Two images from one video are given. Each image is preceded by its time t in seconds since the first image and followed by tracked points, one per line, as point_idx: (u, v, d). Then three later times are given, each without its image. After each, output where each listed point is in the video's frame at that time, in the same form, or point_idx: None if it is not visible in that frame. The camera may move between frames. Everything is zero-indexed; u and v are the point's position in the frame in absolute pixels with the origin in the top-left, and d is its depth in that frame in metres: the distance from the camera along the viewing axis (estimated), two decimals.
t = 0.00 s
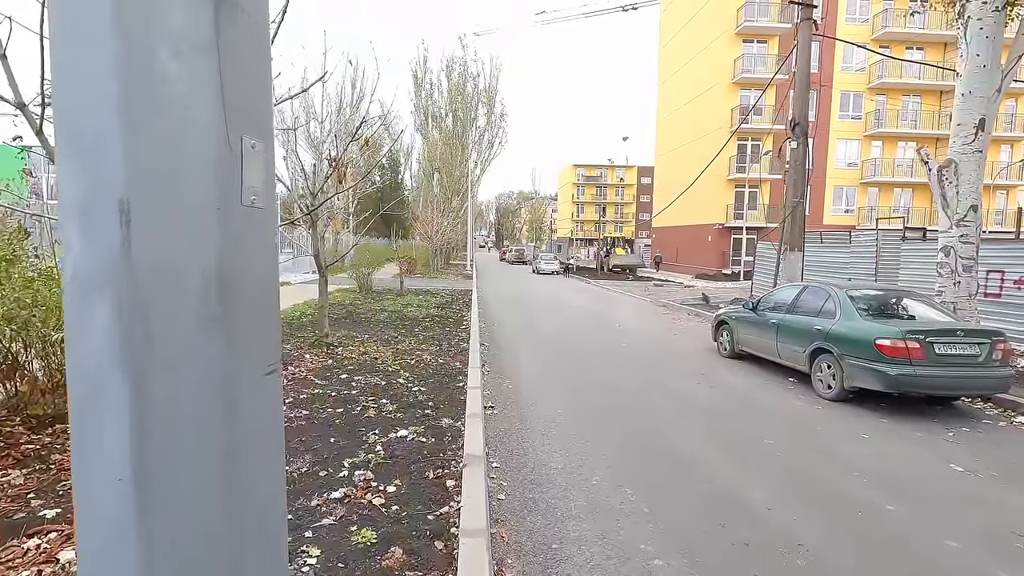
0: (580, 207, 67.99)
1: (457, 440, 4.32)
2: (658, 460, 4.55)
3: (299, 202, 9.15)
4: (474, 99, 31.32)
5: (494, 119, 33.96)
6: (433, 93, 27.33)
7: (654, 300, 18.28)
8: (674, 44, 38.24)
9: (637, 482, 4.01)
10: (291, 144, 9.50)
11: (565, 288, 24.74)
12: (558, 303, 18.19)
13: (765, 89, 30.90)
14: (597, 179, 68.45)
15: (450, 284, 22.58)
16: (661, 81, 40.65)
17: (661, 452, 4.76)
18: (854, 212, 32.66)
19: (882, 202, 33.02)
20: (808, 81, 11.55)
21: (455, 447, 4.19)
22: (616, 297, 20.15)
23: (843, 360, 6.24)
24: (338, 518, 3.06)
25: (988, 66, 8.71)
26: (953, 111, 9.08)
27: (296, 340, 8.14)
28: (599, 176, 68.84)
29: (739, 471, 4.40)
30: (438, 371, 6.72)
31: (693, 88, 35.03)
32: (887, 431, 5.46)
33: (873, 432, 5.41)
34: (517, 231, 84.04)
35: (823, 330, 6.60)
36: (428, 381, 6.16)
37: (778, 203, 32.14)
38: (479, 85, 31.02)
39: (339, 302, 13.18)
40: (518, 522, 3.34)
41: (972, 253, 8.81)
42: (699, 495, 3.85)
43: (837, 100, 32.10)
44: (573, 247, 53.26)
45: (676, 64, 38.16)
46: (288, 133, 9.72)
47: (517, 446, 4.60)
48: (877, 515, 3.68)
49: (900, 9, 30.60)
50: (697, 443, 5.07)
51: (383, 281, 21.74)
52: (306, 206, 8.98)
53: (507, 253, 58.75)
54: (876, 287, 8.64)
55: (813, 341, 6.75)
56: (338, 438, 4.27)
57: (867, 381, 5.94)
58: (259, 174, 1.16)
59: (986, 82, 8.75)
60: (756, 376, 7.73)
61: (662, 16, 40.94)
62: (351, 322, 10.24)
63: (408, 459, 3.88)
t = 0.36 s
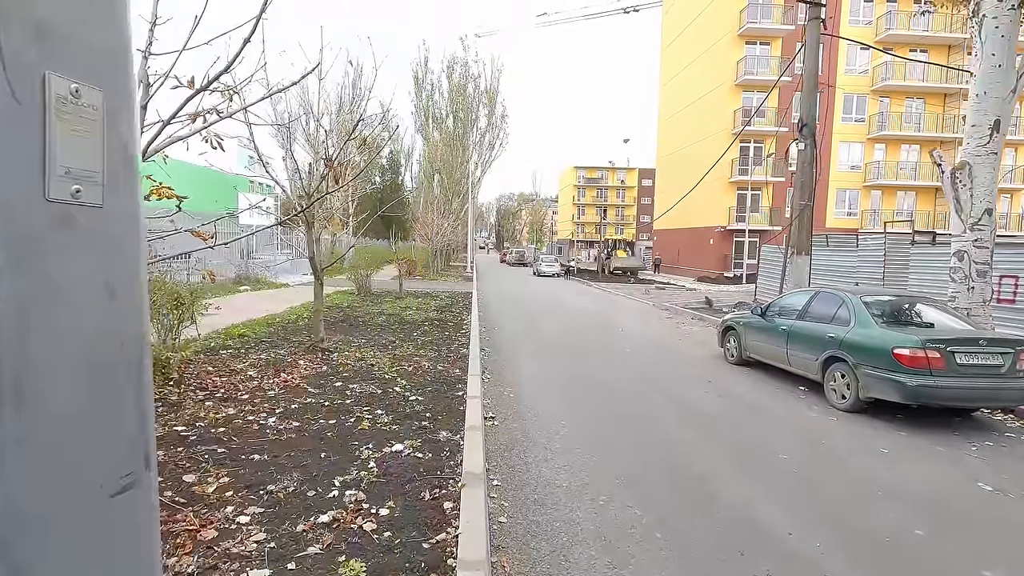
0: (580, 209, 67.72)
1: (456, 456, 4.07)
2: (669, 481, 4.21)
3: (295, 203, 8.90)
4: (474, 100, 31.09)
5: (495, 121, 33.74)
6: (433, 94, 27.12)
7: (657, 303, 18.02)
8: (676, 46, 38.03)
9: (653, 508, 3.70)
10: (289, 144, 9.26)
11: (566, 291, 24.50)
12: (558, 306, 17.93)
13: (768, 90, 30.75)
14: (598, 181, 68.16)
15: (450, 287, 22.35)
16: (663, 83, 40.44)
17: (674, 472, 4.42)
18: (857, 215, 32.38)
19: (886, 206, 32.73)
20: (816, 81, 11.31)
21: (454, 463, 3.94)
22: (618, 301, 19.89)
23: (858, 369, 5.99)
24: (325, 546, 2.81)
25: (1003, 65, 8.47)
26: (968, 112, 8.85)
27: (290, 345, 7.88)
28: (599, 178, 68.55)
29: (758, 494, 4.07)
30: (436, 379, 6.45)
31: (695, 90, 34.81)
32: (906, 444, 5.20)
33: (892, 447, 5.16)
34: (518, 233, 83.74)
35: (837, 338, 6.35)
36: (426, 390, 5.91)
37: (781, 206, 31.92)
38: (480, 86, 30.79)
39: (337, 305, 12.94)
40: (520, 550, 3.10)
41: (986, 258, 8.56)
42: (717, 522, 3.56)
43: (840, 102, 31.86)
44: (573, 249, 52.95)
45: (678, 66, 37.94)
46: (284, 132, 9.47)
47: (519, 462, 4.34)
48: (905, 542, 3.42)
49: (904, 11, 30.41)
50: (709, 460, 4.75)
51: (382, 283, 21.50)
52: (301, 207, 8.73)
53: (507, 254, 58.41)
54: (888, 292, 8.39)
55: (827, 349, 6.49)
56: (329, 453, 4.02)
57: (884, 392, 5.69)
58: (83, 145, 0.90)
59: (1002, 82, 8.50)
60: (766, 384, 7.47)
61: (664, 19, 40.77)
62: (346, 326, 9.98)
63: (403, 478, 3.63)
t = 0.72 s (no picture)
0: (584, 215, 67.58)
1: (453, 471, 3.84)
2: (681, 503, 3.95)
3: (296, 203, 8.74)
4: (481, 104, 30.99)
5: (501, 125, 33.62)
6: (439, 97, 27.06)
7: (662, 311, 17.78)
8: (683, 53, 37.90)
9: (664, 534, 3.45)
10: (291, 143, 9.05)
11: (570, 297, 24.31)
12: (562, 312, 17.69)
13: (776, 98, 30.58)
14: (603, 187, 68.04)
15: (453, 291, 22.16)
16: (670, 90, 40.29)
17: (685, 492, 4.16)
18: (864, 224, 31.98)
19: (893, 215, 32.38)
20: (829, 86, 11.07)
21: (450, 481, 3.69)
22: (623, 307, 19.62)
23: (875, 384, 5.74)
24: None
25: None
26: (987, 118, 8.57)
27: (287, 348, 7.68)
28: (604, 184, 68.48)
29: (776, 518, 3.81)
30: (435, 387, 6.23)
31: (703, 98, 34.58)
32: (928, 465, 4.93)
33: (915, 467, 4.88)
34: (522, 238, 83.72)
35: (853, 350, 6.09)
36: (423, 398, 5.68)
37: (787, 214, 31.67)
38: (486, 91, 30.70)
39: (338, 308, 12.77)
40: None
41: (1005, 269, 8.29)
42: (733, 550, 3.31)
43: (849, 111, 31.63)
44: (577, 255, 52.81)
45: (685, 73, 37.79)
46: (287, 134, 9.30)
47: (519, 479, 4.11)
48: None
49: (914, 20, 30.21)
50: (722, 479, 4.48)
51: (384, 286, 21.34)
52: (302, 208, 8.56)
53: (511, 259, 58.28)
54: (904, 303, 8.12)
55: (842, 362, 6.23)
56: (317, 466, 3.79)
57: (903, 409, 5.42)
58: None
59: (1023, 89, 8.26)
60: (777, 397, 7.21)
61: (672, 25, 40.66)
62: (345, 330, 9.78)
63: (395, 496, 3.40)
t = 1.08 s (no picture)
0: (587, 218, 67.42)
1: (453, 484, 3.69)
2: (691, 519, 3.80)
3: (297, 204, 8.61)
4: (484, 107, 30.84)
5: (504, 128, 33.45)
6: (442, 99, 26.94)
7: (666, 316, 17.61)
8: (687, 56, 37.77)
9: (675, 552, 3.29)
10: (291, 143, 8.90)
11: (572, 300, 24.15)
12: (564, 315, 17.52)
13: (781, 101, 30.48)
14: (604, 190, 67.94)
15: (454, 294, 22.00)
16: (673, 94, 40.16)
17: (695, 507, 4.00)
18: (868, 228, 31.74)
19: (897, 220, 32.02)
20: (836, 89, 10.94)
21: (450, 494, 3.54)
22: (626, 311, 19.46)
23: (887, 394, 5.57)
24: None
25: None
26: (999, 121, 8.43)
27: (284, 352, 7.54)
28: (607, 188, 68.32)
29: (791, 535, 3.65)
30: (435, 393, 6.07)
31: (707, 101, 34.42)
32: (944, 479, 4.76)
33: (931, 480, 4.71)
34: (524, 241, 83.54)
35: (864, 359, 5.92)
36: (423, 405, 5.53)
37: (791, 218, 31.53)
38: (490, 93, 30.57)
39: (337, 311, 12.63)
40: None
41: (1019, 276, 8.11)
42: (744, 569, 3.16)
43: (854, 115, 31.53)
44: (579, 258, 52.64)
45: (688, 77, 37.66)
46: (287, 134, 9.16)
47: (521, 492, 3.95)
48: None
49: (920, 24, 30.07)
50: (732, 493, 4.33)
51: (385, 289, 21.22)
52: (302, 209, 8.45)
53: (512, 262, 58.07)
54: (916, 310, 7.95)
55: (854, 371, 6.06)
56: (311, 478, 3.64)
57: (918, 420, 5.26)
58: None
59: None
60: (784, 405, 7.05)
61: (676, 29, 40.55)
62: (345, 333, 9.65)
63: (392, 510, 3.25)
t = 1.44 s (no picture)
0: (588, 219, 67.28)
1: (456, 497, 3.53)
2: (704, 532, 3.64)
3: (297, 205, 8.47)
4: (486, 108, 30.65)
5: (505, 129, 33.26)
6: (443, 100, 26.81)
7: (669, 318, 17.43)
8: (689, 58, 37.66)
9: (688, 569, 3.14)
10: (287, 142, 8.71)
11: (574, 302, 23.99)
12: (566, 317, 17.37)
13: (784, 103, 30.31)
14: (606, 191, 67.77)
15: (455, 295, 21.85)
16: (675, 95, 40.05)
17: (708, 520, 3.85)
18: (872, 230, 31.56)
19: (901, 222, 31.92)
20: (843, 90, 10.79)
21: (452, 509, 3.38)
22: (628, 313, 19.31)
23: (903, 402, 5.41)
24: None
25: None
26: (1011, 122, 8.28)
27: (282, 356, 7.39)
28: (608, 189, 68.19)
29: (807, 551, 3.50)
30: (437, 400, 5.92)
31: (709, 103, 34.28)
32: (965, 491, 4.59)
33: (951, 492, 4.54)
34: (525, 242, 83.42)
35: (878, 365, 5.76)
36: (424, 412, 5.37)
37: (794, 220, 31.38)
38: (492, 94, 30.41)
39: (338, 313, 12.49)
40: None
41: None
42: None
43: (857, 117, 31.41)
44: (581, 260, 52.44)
45: (690, 78, 37.54)
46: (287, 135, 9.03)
47: (527, 506, 3.79)
48: None
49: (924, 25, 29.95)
50: (745, 505, 4.16)
51: (386, 290, 21.10)
52: (301, 210, 8.30)
53: (514, 263, 57.92)
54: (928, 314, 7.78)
55: (868, 377, 5.89)
56: (308, 491, 3.49)
57: (936, 428, 5.09)
58: None
59: None
60: (795, 412, 6.88)
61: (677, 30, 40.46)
62: (346, 336, 9.52)
63: (392, 527, 3.09)
